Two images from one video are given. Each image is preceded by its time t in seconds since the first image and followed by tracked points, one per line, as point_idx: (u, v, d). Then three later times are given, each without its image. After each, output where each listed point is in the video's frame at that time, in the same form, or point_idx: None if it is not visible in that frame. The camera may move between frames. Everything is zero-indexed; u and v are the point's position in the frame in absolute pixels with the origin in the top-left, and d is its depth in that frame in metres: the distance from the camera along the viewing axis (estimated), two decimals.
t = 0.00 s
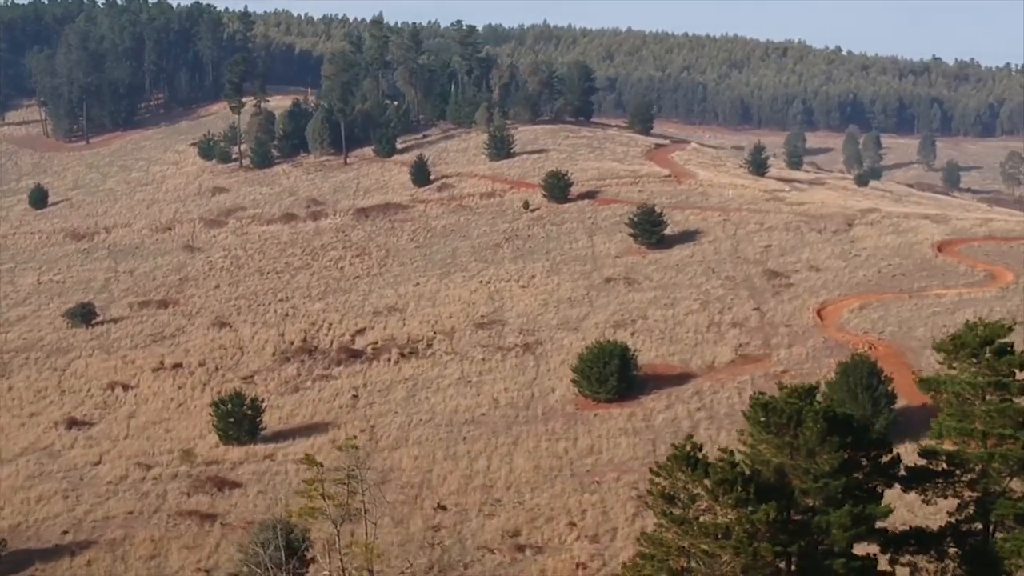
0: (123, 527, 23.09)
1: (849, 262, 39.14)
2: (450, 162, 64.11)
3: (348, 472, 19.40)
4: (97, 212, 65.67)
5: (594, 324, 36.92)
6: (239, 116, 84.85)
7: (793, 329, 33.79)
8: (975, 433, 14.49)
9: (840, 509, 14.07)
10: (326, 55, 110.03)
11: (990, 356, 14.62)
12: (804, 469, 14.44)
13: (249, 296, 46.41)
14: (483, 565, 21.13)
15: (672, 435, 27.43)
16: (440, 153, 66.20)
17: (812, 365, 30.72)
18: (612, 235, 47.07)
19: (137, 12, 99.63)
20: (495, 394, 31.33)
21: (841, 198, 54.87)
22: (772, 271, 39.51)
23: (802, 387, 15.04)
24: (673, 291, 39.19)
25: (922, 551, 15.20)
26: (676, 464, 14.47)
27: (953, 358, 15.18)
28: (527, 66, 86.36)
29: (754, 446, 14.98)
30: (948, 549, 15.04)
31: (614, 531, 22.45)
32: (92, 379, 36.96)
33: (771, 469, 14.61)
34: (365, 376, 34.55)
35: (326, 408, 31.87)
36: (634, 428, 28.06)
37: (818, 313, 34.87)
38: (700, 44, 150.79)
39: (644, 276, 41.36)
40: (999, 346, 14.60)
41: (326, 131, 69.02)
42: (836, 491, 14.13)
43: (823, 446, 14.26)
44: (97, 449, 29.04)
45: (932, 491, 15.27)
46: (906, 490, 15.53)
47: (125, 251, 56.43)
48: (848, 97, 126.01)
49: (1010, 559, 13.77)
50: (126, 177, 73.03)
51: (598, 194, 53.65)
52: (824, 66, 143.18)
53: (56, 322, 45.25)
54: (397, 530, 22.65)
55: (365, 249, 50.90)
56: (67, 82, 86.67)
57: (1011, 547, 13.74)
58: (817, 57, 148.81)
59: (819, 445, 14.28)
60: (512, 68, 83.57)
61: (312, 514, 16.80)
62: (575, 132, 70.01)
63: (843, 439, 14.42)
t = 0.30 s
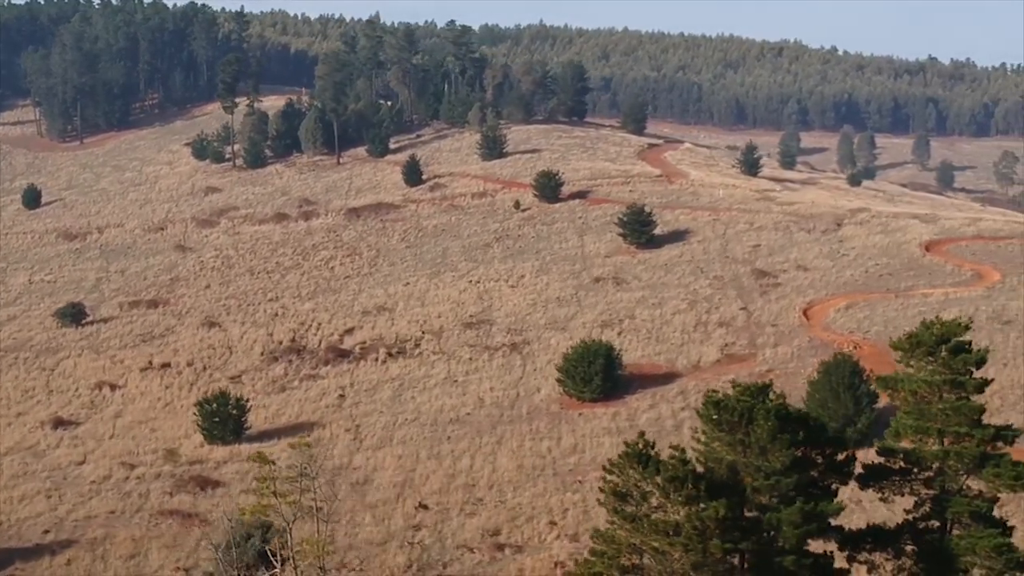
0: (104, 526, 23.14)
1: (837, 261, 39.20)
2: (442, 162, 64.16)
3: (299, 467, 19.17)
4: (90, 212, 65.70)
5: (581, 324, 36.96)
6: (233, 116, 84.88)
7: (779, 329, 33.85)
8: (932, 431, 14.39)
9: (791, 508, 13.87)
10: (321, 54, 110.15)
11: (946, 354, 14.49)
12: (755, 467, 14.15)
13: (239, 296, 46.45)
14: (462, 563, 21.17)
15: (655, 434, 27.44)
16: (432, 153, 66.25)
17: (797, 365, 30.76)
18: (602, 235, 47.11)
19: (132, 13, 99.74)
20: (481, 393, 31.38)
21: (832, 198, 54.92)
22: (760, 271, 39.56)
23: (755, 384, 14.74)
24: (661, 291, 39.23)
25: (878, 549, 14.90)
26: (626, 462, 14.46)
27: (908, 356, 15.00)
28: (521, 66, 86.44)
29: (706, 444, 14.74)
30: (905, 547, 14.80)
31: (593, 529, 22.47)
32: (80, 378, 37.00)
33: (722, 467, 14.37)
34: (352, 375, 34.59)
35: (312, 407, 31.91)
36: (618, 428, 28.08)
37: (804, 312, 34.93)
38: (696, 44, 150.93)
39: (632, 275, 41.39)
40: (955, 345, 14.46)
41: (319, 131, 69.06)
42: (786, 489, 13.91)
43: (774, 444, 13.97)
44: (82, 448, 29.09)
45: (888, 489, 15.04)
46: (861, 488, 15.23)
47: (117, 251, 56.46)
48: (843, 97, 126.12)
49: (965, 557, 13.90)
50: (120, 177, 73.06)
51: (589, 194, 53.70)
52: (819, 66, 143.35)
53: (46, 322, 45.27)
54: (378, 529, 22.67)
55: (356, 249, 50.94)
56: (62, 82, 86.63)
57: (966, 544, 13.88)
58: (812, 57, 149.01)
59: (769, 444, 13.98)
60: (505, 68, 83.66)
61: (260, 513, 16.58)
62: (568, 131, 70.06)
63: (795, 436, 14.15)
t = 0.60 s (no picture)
0: (84, 525, 23.17)
1: (824, 261, 39.29)
2: (434, 162, 64.21)
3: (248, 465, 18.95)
4: (82, 212, 65.69)
5: (568, 323, 37.01)
6: (226, 116, 84.92)
7: (764, 329, 33.90)
8: (887, 429, 14.46)
9: (741, 505, 13.83)
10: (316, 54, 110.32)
11: (901, 354, 14.67)
12: (706, 466, 14.22)
13: (229, 295, 46.48)
14: (439, 563, 21.23)
15: (638, 433, 27.48)
16: (424, 152, 66.28)
17: (781, 365, 30.81)
18: (591, 235, 47.15)
19: (126, 13, 99.81)
20: (466, 393, 31.43)
21: (821, 198, 55.04)
22: (747, 270, 39.62)
23: (708, 384, 14.82)
24: (648, 291, 39.26)
25: (835, 547, 14.88)
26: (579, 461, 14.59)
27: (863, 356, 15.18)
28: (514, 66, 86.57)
29: (660, 443, 14.77)
30: (862, 546, 14.78)
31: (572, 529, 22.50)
32: (67, 378, 37.03)
33: (675, 466, 14.43)
34: (338, 375, 34.62)
35: (297, 407, 31.96)
36: (601, 427, 28.12)
37: (790, 312, 34.97)
38: (691, 44, 151.13)
39: (620, 275, 41.44)
40: (910, 344, 14.70)
41: (311, 131, 69.07)
42: (737, 487, 13.93)
43: (724, 442, 14.03)
44: (66, 448, 29.11)
45: (845, 488, 15.01)
46: (818, 486, 15.18)
47: (108, 251, 56.47)
48: (837, 97, 126.34)
49: (919, 555, 13.92)
50: (112, 177, 73.08)
51: (579, 194, 53.77)
52: (814, 66, 143.59)
53: (35, 322, 45.28)
54: (357, 530, 22.71)
55: (345, 249, 50.98)
56: (55, 82, 86.65)
57: (921, 542, 13.90)
58: (807, 57, 149.26)
59: (720, 442, 14.04)
60: (498, 68, 83.77)
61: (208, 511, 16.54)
62: (560, 131, 70.15)
63: (747, 435, 14.12)
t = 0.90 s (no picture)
0: (64, 525, 23.19)
1: (811, 261, 39.38)
2: (426, 162, 64.27)
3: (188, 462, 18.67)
4: (73, 212, 65.68)
5: (554, 323, 37.06)
6: (219, 116, 84.93)
7: (749, 329, 33.98)
8: (843, 427, 14.53)
9: (691, 504, 13.66)
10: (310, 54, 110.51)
11: (856, 352, 14.82)
12: (657, 464, 14.08)
13: (218, 295, 46.50)
14: (417, 563, 21.25)
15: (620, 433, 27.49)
16: (416, 153, 66.36)
17: (765, 364, 30.87)
18: (580, 235, 47.23)
19: (120, 13, 99.89)
20: (450, 393, 31.49)
21: (811, 198, 55.16)
22: (733, 270, 39.70)
23: (661, 382, 14.66)
24: (635, 290, 39.31)
25: (792, 546, 14.89)
26: (529, 459, 13.99)
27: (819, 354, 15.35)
28: (507, 66, 86.72)
29: (613, 441, 14.67)
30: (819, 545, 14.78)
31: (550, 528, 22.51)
32: (55, 378, 37.04)
33: (627, 464, 14.31)
34: (324, 375, 34.65)
35: (281, 406, 32.00)
36: (584, 426, 28.13)
37: (775, 312, 35.01)
38: (686, 44, 151.40)
39: (607, 275, 41.48)
40: (864, 343, 14.89)
41: (303, 131, 69.12)
42: (689, 485, 13.82)
43: (675, 440, 13.89)
44: (49, 448, 29.12)
45: (801, 486, 15.03)
46: (775, 485, 15.22)
47: (99, 251, 56.47)
48: (830, 97, 126.57)
49: (874, 552, 13.89)
50: (104, 178, 73.07)
51: (569, 194, 53.89)
52: (808, 66, 143.88)
53: (23, 322, 45.28)
54: (336, 529, 22.75)
55: (335, 249, 51.00)
56: (48, 83, 86.61)
57: (875, 540, 13.86)
58: (801, 57, 149.59)
59: (671, 440, 13.90)
60: (490, 69, 83.90)
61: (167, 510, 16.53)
62: (552, 132, 70.26)
63: (698, 433, 13.98)
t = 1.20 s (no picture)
0: (44, 525, 23.20)
1: (797, 261, 39.48)
2: (417, 162, 64.31)
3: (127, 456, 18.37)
4: (65, 212, 65.69)
5: (541, 323, 37.10)
6: (212, 116, 84.93)
7: (735, 328, 34.03)
8: (798, 426, 14.69)
9: (642, 501, 13.66)
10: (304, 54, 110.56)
11: (812, 351, 15.29)
12: (609, 463, 14.04)
13: (207, 296, 46.53)
14: (396, 562, 21.28)
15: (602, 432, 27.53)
16: (408, 153, 66.40)
17: (749, 364, 30.91)
18: (569, 235, 47.29)
19: (114, 13, 99.87)
20: (435, 393, 31.53)
21: (800, 197, 55.24)
22: (720, 270, 39.76)
23: (615, 382, 14.74)
24: (623, 290, 39.35)
25: (749, 544, 15.00)
26: (480, 458, 13.76)
27: (778, 354, 15.84)
28: (500, 67, 86.78)
29: (568, 441, 14.71)
30: (775, 542, 14.92)
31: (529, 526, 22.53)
32: (41, 378, 37.04)
33: (580, 463, 14.35)
34: (310, 375, 34.68)
35: (267, 406, 32.03)
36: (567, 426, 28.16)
37: (760, 312, 35.07)
38: (681, 44, 151.52)
39: (595, 275, 41.52)
40: (820, 342, 15.35)
41: (295, 132, 69.16)
42: (641, 483, 13.76)
43: (626, 439, 13.92)
44: (33, 448, 29.15)
45: (758, 485, 15.11)
46: (732, 483, 15.27)
47: (90, 251, 56.49)
48: (825, 97, 126.74)
49: (829, 550, 14.06)
50: (97, 178, 73.07)
51: (559, 194, 53.96)
52: (803, 66, 144.05)
53: (12, 322, 45.29)
54: (316, 529, 22.78)
55: (325, 249, 51.04)
56: (42, 83, 86.55)
57: (830, 538, 14.03)
58: (796, 57, 149.73)
59: (622, 439, 13.92)
60: (483, 69, 83.97)
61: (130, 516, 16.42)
62: (544, 132, 70.33)
63: (650, 432, 14.02)
